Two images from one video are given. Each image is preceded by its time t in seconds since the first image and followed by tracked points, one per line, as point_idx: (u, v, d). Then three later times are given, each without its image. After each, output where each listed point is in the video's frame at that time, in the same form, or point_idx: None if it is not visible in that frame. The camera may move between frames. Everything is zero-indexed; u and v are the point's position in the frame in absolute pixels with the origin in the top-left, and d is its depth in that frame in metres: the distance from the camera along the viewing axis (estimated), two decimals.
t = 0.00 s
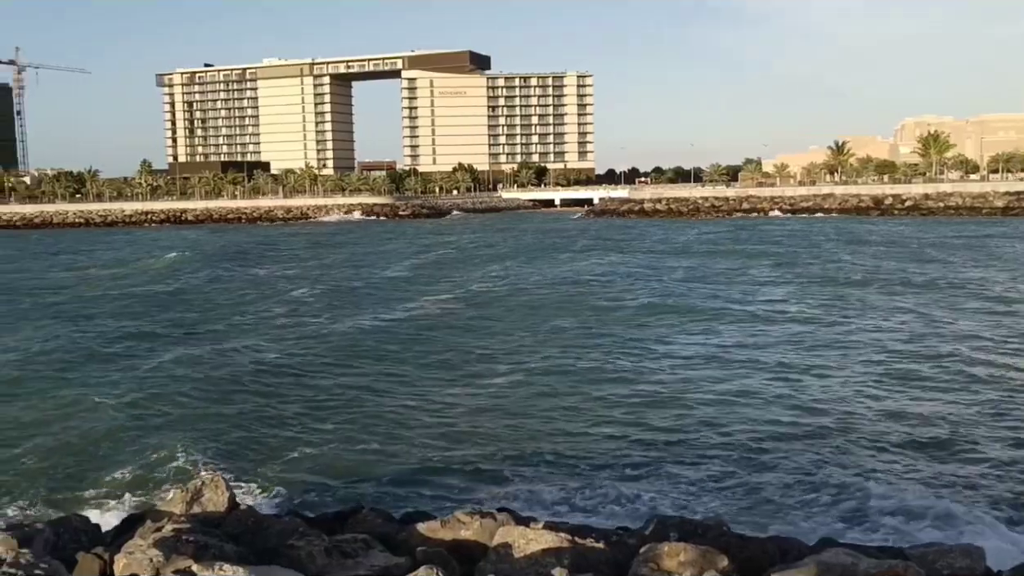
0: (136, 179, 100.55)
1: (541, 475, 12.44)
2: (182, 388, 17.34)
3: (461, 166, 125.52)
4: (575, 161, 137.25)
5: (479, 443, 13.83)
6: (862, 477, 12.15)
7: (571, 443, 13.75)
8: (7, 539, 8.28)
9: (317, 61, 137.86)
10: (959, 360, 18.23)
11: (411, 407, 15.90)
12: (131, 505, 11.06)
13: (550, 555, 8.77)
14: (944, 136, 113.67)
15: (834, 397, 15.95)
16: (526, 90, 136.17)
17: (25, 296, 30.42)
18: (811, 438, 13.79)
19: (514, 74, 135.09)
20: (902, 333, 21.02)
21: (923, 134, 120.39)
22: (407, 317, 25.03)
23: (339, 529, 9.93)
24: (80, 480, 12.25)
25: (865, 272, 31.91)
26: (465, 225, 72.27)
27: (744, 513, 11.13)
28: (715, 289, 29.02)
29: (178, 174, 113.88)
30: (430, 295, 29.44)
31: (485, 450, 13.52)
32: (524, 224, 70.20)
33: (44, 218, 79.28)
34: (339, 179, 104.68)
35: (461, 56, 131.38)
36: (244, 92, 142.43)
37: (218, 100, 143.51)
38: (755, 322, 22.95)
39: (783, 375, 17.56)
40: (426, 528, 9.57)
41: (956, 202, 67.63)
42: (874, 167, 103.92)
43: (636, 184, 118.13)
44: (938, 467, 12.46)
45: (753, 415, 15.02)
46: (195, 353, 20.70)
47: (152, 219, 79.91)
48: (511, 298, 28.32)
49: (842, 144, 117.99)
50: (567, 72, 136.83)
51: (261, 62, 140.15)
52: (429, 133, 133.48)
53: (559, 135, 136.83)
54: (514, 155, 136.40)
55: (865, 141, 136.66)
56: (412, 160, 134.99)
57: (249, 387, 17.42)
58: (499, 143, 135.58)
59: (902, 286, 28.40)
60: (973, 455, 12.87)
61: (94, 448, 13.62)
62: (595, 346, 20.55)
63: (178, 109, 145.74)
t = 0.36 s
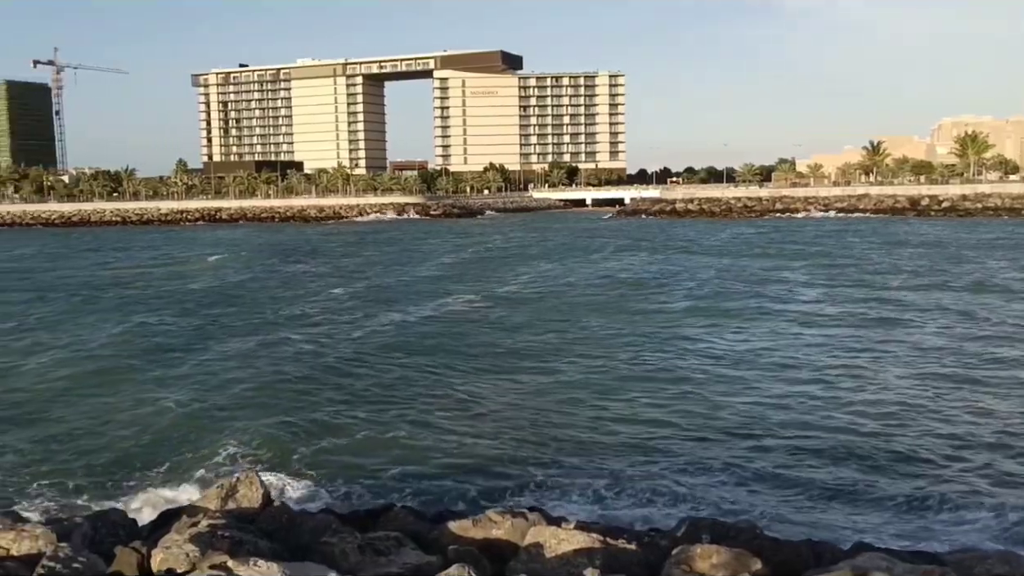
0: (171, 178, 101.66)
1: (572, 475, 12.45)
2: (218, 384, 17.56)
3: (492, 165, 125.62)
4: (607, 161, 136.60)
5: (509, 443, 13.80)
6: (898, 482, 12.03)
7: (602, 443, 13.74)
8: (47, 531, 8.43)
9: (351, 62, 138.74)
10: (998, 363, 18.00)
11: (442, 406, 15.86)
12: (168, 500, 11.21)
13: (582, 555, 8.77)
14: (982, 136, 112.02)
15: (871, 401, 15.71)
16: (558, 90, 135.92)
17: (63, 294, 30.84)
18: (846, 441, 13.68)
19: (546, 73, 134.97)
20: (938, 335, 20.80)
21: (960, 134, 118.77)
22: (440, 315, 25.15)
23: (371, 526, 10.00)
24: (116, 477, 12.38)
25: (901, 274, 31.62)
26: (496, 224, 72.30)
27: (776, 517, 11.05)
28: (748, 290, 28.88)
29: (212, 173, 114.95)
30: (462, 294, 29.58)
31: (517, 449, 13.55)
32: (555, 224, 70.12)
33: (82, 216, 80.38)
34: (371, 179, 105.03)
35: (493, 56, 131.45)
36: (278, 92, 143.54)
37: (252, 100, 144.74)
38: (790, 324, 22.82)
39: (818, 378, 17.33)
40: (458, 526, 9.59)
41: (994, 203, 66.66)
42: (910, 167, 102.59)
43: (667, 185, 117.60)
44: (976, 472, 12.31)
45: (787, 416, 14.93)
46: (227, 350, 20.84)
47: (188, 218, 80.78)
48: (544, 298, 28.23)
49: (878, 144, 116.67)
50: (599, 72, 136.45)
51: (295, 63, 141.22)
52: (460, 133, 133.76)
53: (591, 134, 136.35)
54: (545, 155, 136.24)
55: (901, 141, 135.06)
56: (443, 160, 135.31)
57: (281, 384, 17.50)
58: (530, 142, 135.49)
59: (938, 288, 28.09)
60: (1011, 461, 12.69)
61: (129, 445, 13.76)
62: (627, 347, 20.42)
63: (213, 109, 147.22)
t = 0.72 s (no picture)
0: (212, 176, 102.88)
1: (607, 474, 12.43)
2: (259, 379, 17.78)
3: (530, 164, 125.55)
4: (645, 160, 135.79)
5: (545, 443, 13.75)
6: (944, 489, 11.85)
7: (640, 443, 13.71)
8: (92, 522, 8.57)
9: (390, 61, 139.64)
10: None
11: (479, 404, 15.84)
12: (208, 494, 11.34)
13: (620, 557, 8.74)
14: None
15: (916, 406, 15.42)
16: (596, 89, 135.40)
17: (106, 290, 31.30)
18: (891, 446, 13.52)
19: (584, 72, 134.53)
20: (985, 339, 20.45)
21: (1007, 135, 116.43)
22: (479, 313, 25.23)
23: (409, 523, 10.04)
24: (160, 469, 12.58)
25: (947, 276, 31.11)
26: (534, 223, 72.23)
27: (816, 521, 10.92)
28: (789, 291, 28.62)
29: (253, 172, 116.15)
30: (501, 291, 29.63)
31: (555, 447, 13.55)
32: (593, 224, 69.93)
33: (126, 213, 81.70)
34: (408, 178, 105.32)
35: (532, 56, 131.37)
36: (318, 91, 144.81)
37: (293, 99, 146.06)
38: (833, 325, 22.57)
39: (861, 381, 17.08)
40: (496, 523, 9.59)
41: None
42: (955, 168, 100.79)
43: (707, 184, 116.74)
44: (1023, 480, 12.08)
45: (828, 419, 14.81)
46: (265, 346, 20.98)
47: (229, 215, 81.74)
48: (582, 297, 28.13)
49: (922, 144, 114.72)
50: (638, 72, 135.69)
51: (335, 62, 142.37)
52: (498, 132, 133.95)
53: (629, 134, 135.78)
54: (583, 154, 135.84)
55: (946, 142, 132.79)
56: (481, 159, 135.64)
57: (319, 381, 17.59)
58: (568, 142, 135.15)
59: (986, 290, 27.59)
60: None
61: (169, 440, 13.90)
62: (665, 348, 20.25)
63: (254, 108, 148.88)
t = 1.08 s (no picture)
0: (259, 173, 104.09)
1: (651, 475, 12.36)
2: (305, 374, 17.97)
3: (574, 163, 125.31)
4: (690, 160, 134.84)
5: (586, 443, 13.66)
6: (997, 497, 11.62)
7: (684, 444, 13.59)
8: (143, 511, 8.71)
9: (435, 60, 140.20)
10: None
11: (520, 402, 15.79)
12: (253, 488, 11.45)
13: (665, 557, 8.68)
14: None
15: (966, 413, 15.07)
16: (642, 88, 134.71)
17: (153, 284, 31.75)
18: (942, 452, 13.27)
19: (630, 72, 133.91)
20: None
21: None
22: (522, 311, 25.25)
23: (452, 520, 10.06)
24: (208, 462, 12.75)
25: (1000, 280, 30.48)
26: (578, 223, 72.04)
27: (863, 527, 10.76)
28: (836, 293, 28.24)
29: (299, 169, 117.28)
30: (544, 290, 29.60)
31: (599, 447, 13.50)
32: (637, 224, 69.63)
33: (175, 209, 82.94)
34: (452, 176, 105.47)
35: (577, 54, 131.13)
36: (364, 89, 145.96)
37: (339, 97, 147.29)
38: (881, 329, 22.22)
39: (911, 386, 16.79)
40: (539, 522, 9.59)
41: None
42: (1009, 170, 98.68)
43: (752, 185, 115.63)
44: None
45: (877, 423, 14.60)
46: (308, 343, 21.09)
47: (275, 212, 82.65)
48: (624, 296, 27.98)
49: (975, 145, 112.52)
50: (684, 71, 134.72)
51: (381, 61, 143.32)
52: (542, 130, 133.80)
53: (674, 133, 134.88)
54: (628, 154, 135.29)
55: (1000, 143, 130.03)
56: (525, 159, 135.71)
57: (360, 377, 17.65)
58: (613, 141, 134.67)
59: None
60: None
61: (209, 435, 14.03)
62: (708, 349, 20.02)
63: (301, 106, 150.34)
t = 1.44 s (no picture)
0: (298, 168, 104.85)
1: (688, 474, 12.27)
2: (341, 369, 18.07)
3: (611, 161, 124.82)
4: (729, 159, 133.68)
5: (621, 441, 13.60)
6: None
7: (720, 444, 13.49)
8: (185, 501, 8.80)
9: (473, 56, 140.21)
10: None
11: (555, 399, 15.76)
12: (291, 481, 11.54)
13: (703, 559, 8.61)
14: None
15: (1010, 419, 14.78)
16: (681, 85, 133.76)
17: (192, 277, 32.13)
18: (984, 457, 13.04)
19: (669, 69, 133.01)
20: None
21: None
22: (558, 308, 25.21)
23: (488, 516, 10.06)
24: (247, 454, 12.87)
25: None
26: (615, 220, 71.81)
27: (904, 532, 10.59)
28: (877, 295, 27.88)
29: (337, 165, 118.02)
30: (580, 288, 29.52)
31: (635, 445, 13.43)
32: (675, 222, 69.21)
33: (215, 203, 83.87)
34: (489, 173, 105.42)
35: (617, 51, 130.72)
36: (403, 86, 146.59)
37: (377, 93, 147.99)
38: (922, 331, 21.89)
39: (953, 389, 16.53)
40: (575, 520, 9.56)
41: None
42: None
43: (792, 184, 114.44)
44: None
45: (919, 427, 14.38)
46: (344, 338, 21.20)
47: (313, 207, 83.26)
48: (660, 295, 27.82)
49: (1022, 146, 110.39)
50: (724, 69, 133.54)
51: (420, 57, 143.81)
52: (580, 128, 133.35)
53: (713, 132, 133.80)
54: (665, 152, 134.53)
55: None
56: (561, 156, 135.45)
57: (395, 372, 17.73)
58: (650, 139, 133.96)
59: None
60: None
61: (247, 427, 14.15)
62: (744, 349, 19.85)
63: (340, 101, 151.35)
